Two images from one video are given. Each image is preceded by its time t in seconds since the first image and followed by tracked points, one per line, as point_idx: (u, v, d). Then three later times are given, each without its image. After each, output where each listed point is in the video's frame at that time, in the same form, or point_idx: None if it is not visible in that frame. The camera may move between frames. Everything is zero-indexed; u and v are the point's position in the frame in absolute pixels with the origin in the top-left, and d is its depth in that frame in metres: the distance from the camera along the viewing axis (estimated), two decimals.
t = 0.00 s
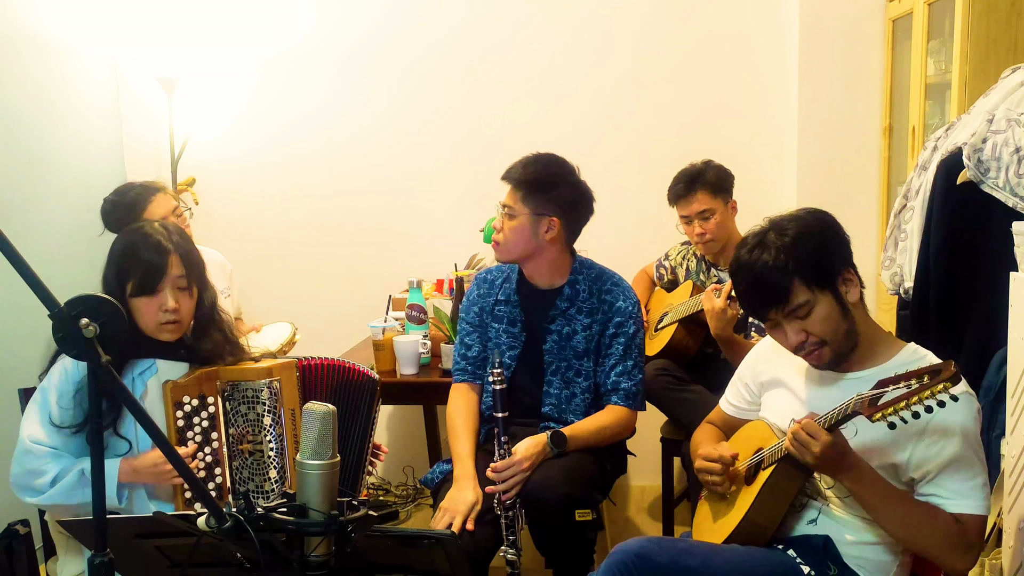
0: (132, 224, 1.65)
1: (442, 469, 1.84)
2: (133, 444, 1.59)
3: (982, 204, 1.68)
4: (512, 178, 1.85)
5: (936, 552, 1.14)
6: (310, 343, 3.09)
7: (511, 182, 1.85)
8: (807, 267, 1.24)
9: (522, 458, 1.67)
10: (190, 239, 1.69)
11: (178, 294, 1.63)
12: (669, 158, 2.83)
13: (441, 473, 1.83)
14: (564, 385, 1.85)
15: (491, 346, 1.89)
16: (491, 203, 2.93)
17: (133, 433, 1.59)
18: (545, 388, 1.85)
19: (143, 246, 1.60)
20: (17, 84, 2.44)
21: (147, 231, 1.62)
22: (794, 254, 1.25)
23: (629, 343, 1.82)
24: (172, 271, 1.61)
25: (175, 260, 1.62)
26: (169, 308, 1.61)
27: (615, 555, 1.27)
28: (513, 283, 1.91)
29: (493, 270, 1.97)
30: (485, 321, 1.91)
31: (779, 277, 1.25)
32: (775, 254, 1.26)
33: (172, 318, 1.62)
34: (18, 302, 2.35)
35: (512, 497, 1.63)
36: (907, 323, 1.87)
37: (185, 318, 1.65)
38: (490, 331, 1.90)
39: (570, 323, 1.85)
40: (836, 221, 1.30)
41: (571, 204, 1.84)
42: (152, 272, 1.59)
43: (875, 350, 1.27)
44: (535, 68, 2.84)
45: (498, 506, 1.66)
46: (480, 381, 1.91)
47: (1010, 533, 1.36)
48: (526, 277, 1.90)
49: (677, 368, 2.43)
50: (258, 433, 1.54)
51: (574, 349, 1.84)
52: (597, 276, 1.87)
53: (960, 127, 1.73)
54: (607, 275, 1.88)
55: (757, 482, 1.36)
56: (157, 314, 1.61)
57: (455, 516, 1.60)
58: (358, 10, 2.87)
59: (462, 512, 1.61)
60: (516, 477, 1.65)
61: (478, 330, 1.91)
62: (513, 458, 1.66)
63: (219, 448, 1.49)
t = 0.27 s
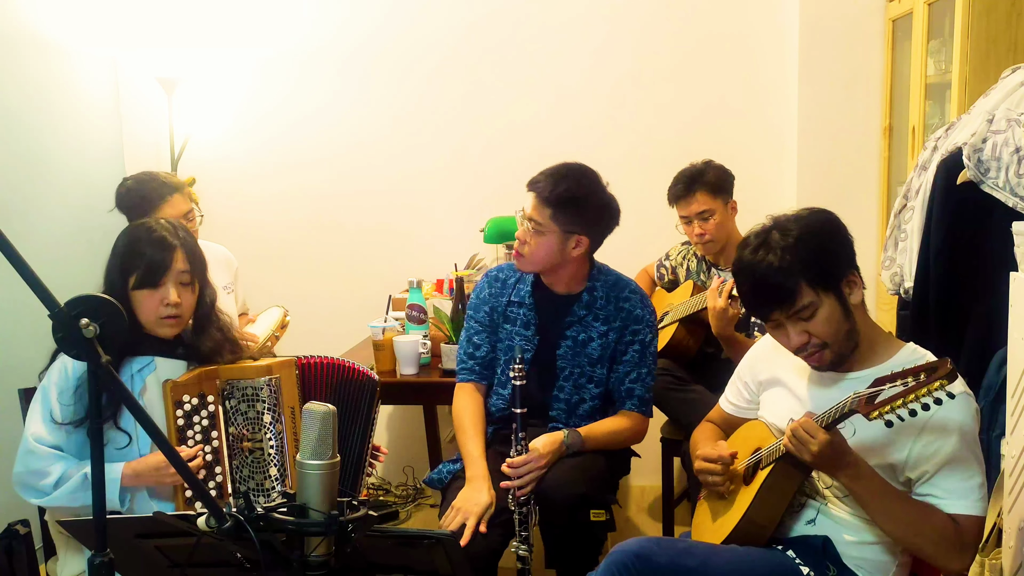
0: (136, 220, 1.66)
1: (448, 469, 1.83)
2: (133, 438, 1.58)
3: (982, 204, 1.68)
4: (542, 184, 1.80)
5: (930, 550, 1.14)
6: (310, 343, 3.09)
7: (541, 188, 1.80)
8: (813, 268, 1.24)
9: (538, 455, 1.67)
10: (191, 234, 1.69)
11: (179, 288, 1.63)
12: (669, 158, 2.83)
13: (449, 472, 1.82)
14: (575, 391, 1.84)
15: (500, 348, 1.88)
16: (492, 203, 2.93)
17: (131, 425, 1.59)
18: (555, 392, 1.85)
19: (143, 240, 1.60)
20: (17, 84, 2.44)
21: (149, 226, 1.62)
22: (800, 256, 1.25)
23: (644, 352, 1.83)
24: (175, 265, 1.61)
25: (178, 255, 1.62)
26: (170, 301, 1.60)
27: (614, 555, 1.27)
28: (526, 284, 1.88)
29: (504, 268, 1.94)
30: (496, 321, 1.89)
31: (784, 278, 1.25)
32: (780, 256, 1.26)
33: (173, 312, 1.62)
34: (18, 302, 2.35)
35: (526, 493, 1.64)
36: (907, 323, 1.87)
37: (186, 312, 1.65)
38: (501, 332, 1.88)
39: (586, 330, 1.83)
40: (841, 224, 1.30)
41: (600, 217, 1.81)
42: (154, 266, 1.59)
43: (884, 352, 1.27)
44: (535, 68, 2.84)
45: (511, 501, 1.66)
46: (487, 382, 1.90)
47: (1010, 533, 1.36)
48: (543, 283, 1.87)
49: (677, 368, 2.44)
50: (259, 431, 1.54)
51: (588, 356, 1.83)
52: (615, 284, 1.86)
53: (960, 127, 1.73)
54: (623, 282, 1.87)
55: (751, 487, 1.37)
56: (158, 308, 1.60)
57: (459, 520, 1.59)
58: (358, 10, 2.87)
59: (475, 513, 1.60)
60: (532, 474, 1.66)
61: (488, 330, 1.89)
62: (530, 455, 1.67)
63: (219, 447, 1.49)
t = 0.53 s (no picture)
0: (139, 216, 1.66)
1: (455, 470, 1.83)
2: (133, 435, 1.58)
3: (982, 204, 1.68)
4: (578, 190, 1.79)
5: (933, 554, 1.14)
6: (310, 343, 3.09)
7: (575, 193, 1.79)
8: (826, 264, 1.22)
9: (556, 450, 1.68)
10: (193, 230, 1.70)
11: (180, 283, 1.62)
12: (669, 158, 2.83)
13: (456, 473, 1.82)
14: (582, 393, 1.84)
15: (505, 351, 1.86)
16: (492, 203, 2.93)
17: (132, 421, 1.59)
18: (561, 394, 1.84)
19: (145, 235, 1.60)
20: (18, 84, 2.44)
21: (151, 222, 1.62)
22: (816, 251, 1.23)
23: (650, 351, 1.85)
24: (177, 259, 1.62)
25: (180, 249, 1.62)
26: (170, 296, 1.60)
27: (615, 555, 1.27)
28: (530, 284, 1.86)
29: (506, 268, 1.91)
30: (500, 322, 1.86)
31: (798, 274, 1.22)
32: (798, 250, 1.23)
33: (173, 307, 1.61)
34: (18, 302, 2.35)
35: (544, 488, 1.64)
36: (907, 323, 1.87)
37: (185, 308, 1.65)
38: (506, 334, 1.86)
39: (593, 331, 1.84)
40: (855, 223, 1.29)
41: (625, 233, 1.84)
42: (156, 258, 1.59)
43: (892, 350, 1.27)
44: (536, 68, 2.84)
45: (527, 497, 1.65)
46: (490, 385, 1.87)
47: (1010, 533, 1.36)
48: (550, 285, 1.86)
49: (677, 368, 2.44)
50: (259, 430, 1.54)
51: (596, 358, 1.83)
52: (621, 285, 1.87)
53: (960, 127, 1.73)
54: (629, 283, 1.88)
55: (755, 487, 1.36)
56: (158, 302, 1.60)
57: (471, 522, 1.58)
58: (358, 10, 2.87)
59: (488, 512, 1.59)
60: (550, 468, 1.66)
61: (490, 332, 1.85)
62: (548, 451, 1.66)
63: (220, 446, 1.49)
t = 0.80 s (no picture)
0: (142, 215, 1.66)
1: (458, 475, 1.82)
2: (133, 434, 1.58)
3: (982, 204, 1.68)
4: (609, 202, 1.74)
5: (944, 551, 1.14)
6: (309, 343, 3.08)
7: (606, 205, 1.73)
8: (837, 265, 1.22)
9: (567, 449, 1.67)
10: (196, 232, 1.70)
11: (182, 284, 1.62)
12: (669, 158, 2.83)
13: (460, 478, 1.81)
14: (586, 392, 1.85)
15: (504, 355, 1.86)
16: (492, 203, 2.93)
17: (131, 421, 1.59)
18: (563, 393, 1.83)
19: (147, 236, 1.60)
20: (17, 84, 2.44)
21: (152, 223, 1.62)
22: (824, 250, 1.23)
23: (649, 346, 1.87)
24: (179, 260, 1.61)
25: (182, 250, 1.62)
26: (171, 297, 1.59)
27: (615, 556, 1.27)
28: (528, 286, 1.86)
29: (504, 268, 1.90)
30: (497, 326, 1.86)
31: (806, 272, 1.22)
32: (808, 249, 1.23)
33: (173, 308, 1.61)
34: (18, 302, 2.35)
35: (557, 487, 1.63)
36: (907, 323, 1.87)
37: (187, 309, 1.64)
38: (504, 337, 1.86)
39: (593, 330, 1.85)
40: (865, 226, 1.29)
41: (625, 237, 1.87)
42: (158, 259, 1.59)
43: (897, 350, 1.27)
44: (535, 68, 2.84)
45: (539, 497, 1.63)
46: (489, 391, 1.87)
47: (1010, 532, 1.36)
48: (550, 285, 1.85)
49: (677, 368, 2.44)
50: (258, 430, 1.54)
51: (597, 355, 1.85)
52: (618, 283, 1.89)
53: (960, 127, 1.73)
54: (626, 281, 1.90)
55: (758, 489, 1.36)
56: (158, 302, 1.60)
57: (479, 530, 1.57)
58: (358, 10, 2.87)
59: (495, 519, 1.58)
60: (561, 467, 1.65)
61: (487, 337, 1.85)
62: (560, 449, 1.65)
63: (219, 446, 1.49)
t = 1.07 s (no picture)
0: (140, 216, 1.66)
1: (455, 475, 1.82)
2: (135, 435, 1.58)
3: (982, 204, 1.68)
4: (599, 200, 1.75)
5: (942, 551, 1.14)
6: (310, 343, 3.08)
7: (597, 204, 1.74)
8: (835, 279, 1.20)
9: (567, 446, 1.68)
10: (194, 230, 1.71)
11: (182, 282, 1.62)
12: (669, 158, 2.83)
13: (456, 479, 1.81)
14: (583, 391, 1.84)
15: (499, 358, 1.86)
16: (492, 203, 2.93)
17: (133, 422, 1.59)
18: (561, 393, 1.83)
19: (147, 235, 1.60)
20: (17, 84, 2.44)
21: (151, 222, 1.62)
22: (823, 264, 1.21)
23: (645, 344, 1.87)
24: (179, 258, 1.61)
25: (182, 248, 1.62)
26: (173, 296, 1.59)
27: (615, 556, 1.28)
28: (523, 288, 1.85)
29: (497, 273, 1.89)
30: (492, 329, 1.85)
31: (804, 287, 1.20)
32: (805, 263, 1.21)
33: (175, 308, 1.61)
34: (18, 302, 2.35)
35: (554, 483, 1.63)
36: (907, 323, 1.87)
37: (188, 308, 1.65)
38: (500, 339, 1.85)
39: (588, 329, 1.85)
40: (863, 235, 1.27)
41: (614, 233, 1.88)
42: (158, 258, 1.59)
43: (895, 352, 1.26)
44: (535, 68, 2.84)
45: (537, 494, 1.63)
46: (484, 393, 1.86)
47: (1010, 532, 1.36)
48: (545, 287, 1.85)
49: (677, 368, 2.44)
50: (259, 430, 1.54)
51: (594, 354, 1.85)
52: (612, 282, 1.89)
53: (960, 127, 1.73)
54: (619, 280, 1.90)
55: (756, 488, 1.36)
56: (159, 302, 1.60)
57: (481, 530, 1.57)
58: (358, 10, 2.87)
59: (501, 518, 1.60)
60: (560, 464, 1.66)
61: (483, 340, 1.84)
62: (559, 445, 1.66)
63: (220, 446, 1.49)
